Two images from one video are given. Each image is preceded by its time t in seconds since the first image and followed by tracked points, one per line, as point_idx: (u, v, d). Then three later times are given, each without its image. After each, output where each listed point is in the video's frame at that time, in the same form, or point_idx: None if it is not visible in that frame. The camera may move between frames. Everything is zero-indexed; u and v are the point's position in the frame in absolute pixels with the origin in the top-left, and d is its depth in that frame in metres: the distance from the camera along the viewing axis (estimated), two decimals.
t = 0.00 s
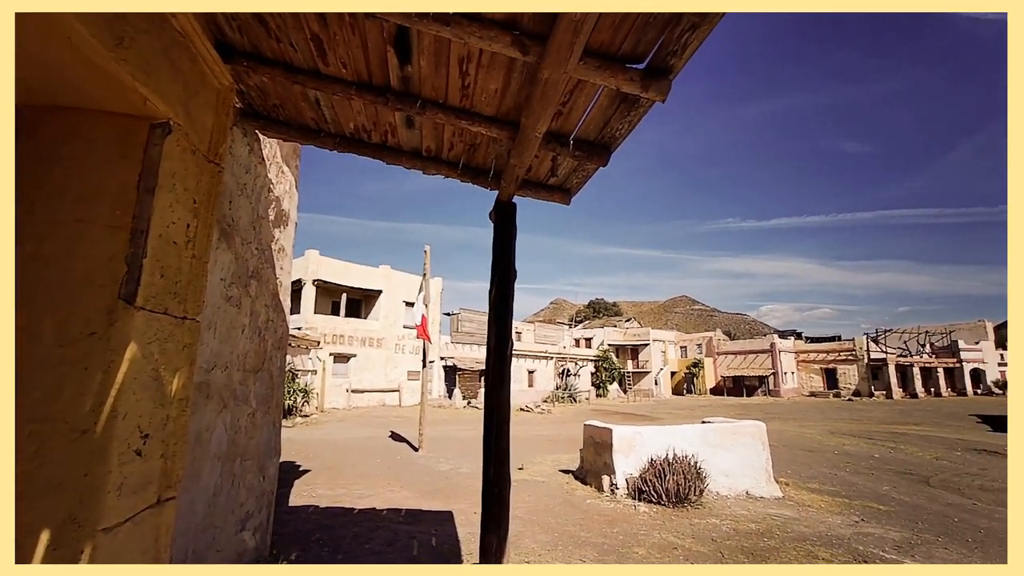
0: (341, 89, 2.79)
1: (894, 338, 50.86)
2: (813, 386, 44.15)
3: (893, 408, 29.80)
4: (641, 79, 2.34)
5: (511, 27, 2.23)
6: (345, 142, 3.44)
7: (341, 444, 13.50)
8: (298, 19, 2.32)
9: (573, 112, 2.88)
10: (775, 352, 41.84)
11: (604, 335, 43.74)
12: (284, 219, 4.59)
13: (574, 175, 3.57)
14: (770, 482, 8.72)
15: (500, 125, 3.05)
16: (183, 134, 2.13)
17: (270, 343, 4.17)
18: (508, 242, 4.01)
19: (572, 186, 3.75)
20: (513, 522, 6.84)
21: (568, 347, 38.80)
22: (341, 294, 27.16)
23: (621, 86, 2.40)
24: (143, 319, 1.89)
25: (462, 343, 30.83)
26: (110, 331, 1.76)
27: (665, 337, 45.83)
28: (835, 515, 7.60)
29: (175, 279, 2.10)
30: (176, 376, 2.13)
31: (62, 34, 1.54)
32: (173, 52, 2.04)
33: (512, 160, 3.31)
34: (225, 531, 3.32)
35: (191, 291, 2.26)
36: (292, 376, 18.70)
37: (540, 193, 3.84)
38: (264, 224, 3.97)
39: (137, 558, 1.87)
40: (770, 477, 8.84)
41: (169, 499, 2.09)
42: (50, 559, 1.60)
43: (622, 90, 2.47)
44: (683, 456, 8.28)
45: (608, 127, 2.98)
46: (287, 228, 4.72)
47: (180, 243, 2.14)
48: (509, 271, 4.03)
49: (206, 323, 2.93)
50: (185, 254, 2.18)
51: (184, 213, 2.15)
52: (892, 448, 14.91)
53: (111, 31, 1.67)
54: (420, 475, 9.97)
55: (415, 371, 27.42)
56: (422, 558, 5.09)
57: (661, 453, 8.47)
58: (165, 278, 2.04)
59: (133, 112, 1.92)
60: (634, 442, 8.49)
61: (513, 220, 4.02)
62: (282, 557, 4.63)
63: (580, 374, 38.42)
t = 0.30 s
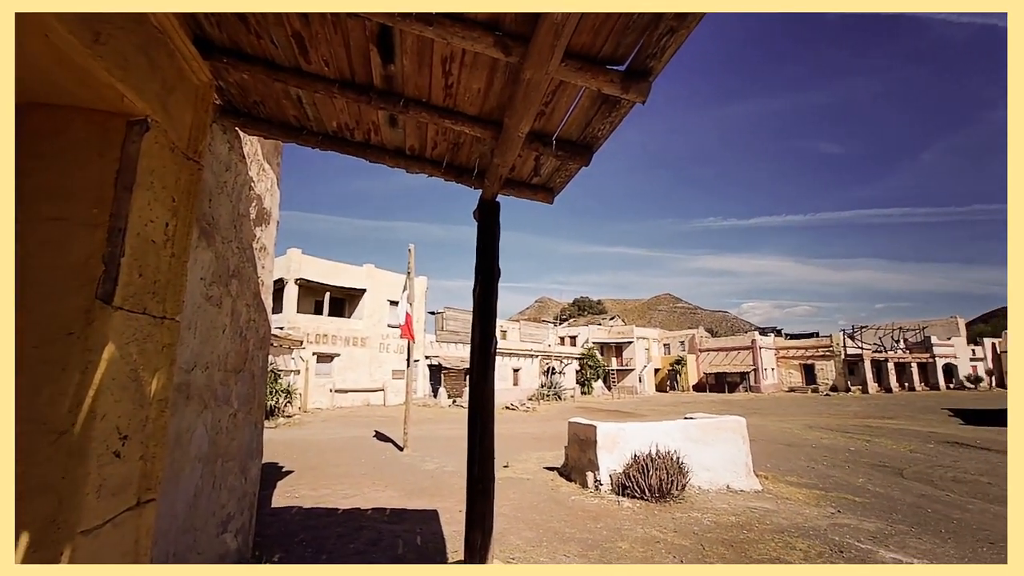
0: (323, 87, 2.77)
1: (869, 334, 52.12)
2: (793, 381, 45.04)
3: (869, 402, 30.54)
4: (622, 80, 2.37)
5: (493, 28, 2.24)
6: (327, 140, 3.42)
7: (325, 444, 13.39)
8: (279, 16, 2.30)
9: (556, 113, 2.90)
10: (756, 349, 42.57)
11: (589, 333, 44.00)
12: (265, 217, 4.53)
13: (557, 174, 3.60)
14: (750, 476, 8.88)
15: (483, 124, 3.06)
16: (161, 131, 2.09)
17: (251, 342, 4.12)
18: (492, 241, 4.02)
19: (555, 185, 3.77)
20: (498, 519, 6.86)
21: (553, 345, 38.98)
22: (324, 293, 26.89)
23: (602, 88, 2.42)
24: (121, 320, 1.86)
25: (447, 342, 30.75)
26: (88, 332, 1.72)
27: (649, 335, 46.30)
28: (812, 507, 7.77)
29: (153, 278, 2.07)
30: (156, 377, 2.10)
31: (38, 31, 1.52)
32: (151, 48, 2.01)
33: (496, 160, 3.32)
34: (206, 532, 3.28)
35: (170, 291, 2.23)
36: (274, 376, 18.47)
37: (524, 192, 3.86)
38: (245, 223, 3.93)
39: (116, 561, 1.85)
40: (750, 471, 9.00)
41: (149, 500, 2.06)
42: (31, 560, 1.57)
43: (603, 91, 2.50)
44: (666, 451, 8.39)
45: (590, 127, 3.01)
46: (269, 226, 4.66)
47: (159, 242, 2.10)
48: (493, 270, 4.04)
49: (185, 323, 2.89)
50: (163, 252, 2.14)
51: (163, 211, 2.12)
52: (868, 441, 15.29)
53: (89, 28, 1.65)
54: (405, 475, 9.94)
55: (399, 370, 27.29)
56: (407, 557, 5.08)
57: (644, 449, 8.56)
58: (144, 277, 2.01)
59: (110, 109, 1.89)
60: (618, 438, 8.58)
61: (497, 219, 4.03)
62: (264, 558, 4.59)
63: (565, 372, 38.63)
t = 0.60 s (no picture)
0: (305, 86, 2.75)
1: (846, 330, 53.35)
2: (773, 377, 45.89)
3: (846, 397, 31.26)
4: (603, 82, 2.40)
5: (476, 29, 2.25)
6: (309, 139, 3.39)
7: (309, 445, 13.25)
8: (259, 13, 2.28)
9: (538, 113, 2.92)
10: (737, 346, 43.23)
11: (574, 331, 44.22)
12: (246, 216, 4.48)
13: (540, 174, 3.62)
14: (731, 470, 9.02)
15: (466, 124, 3.07)
16: (139, 129, 2.06)
17: (233, 343, 4.08)
18: (476, 240, 4.03)
19: (538, 185, 3.79)
20: (483, 518, 6.87)
21: (539, 344, 39.10)
22: (307, 292, 26.57)
23: (584, 89, 2.45)
24: (99, 320, 1.83)
25: (432, 341, 30.63)
26: (64, 332, 1.70)
27: (633, 333, 46.72)
28: (791, 500, 7.94)
29: (131, 278, 2.04)
30: (134, 378, 2.07)
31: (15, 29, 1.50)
32: (129, 44, 1.98)
33: (479, 159, 3.33)
34: (187, 536, 3.24)
35: (148, 291, 2.19)
36: (256, 377, 18.21)
37: (508, 192, 3.88)
38: (226, 222, 3.87)
39: (97, 564, 1.82)
40: (731, 465, 9.15)
41: (128, 503, 2.03)
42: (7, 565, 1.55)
43: (584, 93, 2.53)
44: (649, 447, 8.48)
45: (572, 128, 3.04)
46: (250, 225, 4.61)
47: (137, 241, 2.07)
48: (477, 269, 4.05)
49: (164, 324, 2.85)
50: (142, 252, 2.11)
51: (141, 211, 2.09)
52: (844, 435, 15.67)
53: (65, 26, 1.62)
54: (390, 474, 9.90)
55: (384, 369, 27.11)
56: (392, 556, 5.08)
57: (628, 446, 8.65)
58: (121, 277, 1.97)
59: (86, 106, 1.86)
60: (602, 435, 8.65)
61: (481, 217, 4.04)
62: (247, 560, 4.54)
63: (550, 370, 38.78)
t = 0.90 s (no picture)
0: (285, 84, 2.72)
1: (822, 328, 54.64)
2: (751, 374, 46.76)
3: (821, 393, 32.03)
4: (583, 84, 2.43)
5: (457, 29, 2.26)
6: (289, 136, 3.35)
7: (289, 446, 13.07)
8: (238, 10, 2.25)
9: (520, 114, 2.94)
10: (717, 343, 43.93)
11: (557, 329, 44.44)
12: (225, 214, 4.40)
13: (521, 173, 3.64)
14: (710, 465, 9.18)
15: (449, 124, 3.07)
16: (114, 125, 2.03)
17: (211, 342, 4.01)
18: (458, 238, 4.04)
19: (520, 184, 3.81)
20: (465, 516, 6.88)
21: (522, 342, 39.18)
22: (287, 291, 26.18)
23: (564, 91, 2.48)
24: (72, 320, 1.80)
25: (415, 340, 30.48)
26: (36, 332, 1.66)
27: (615, 331, 47.13)
28: (767, 494, 8.12)
29: (106, 278, 2.00)
30: (109, 378, 2.04)
31: None
32: (104, 39, 1.95)
33: (461, 159, 3.33)
34: (164, 538, 3.19)
35: (124, 289, 2.15)
36: (235, 377, 17.90)
37: (490, 191, 3.89)
38: (203, 220, 3.81)
39: (74, 566, 1.79)
40: (710, 461, 9.30)
41: (104, 505, 2.00)
42: None
43: (565, 94, 2.55)
44: (630, 444, 8.59)
45: (553, 128, 3.06)
46: (229, 223, 4.54)
47: (111, 240, 2.04)
48: (459, 268, 4.06)
49: (140, 323, 2.79)
50: (117, 251, 2.08)
51: (116, 208, 2.06)
52: (819, 430, 16.06)
53: (38, 22, 1.59)
54: (372, 474, 9.84)
55: (366, 369, 26.88)
56: (374, 556, 5.07)
57: (610, 442, 8.74)
58: (95, 276, 1.94)
59: (59, 101, 1.82)
60: (584, 433, 8.72)
61: (463, 217, 4.04)
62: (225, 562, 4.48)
63: (533, 368, 38.90)
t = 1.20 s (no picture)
0: (265, 81, 2.70)
1: (799, 326, 55.84)
2: (731, 372, 47.56)
3: (797, 390, 32.75)
4: (563, 86, 2.46)
5: (439, 29, 2.26)
6: (269, 133, 3.32)
7: (269, 447, 12.89)
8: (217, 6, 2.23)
9: (502, 114, 2.96)
10: (697, 342, 44.54)
11: (540, 328, 44.57)
12: (203, 211, 4.34)
13: (504, 173, 3.66)
14: (689, 461, 9.32)
15: (431, 123, 3.07)
16: (89, 121, 1.99)
17: (188, 342, 3.95)
18: (441, 237, 4.04)
19: (503, 184, 3.83)
20: (447, 514, 6.88)
21: (505, 341, 39.22)
22: (267, 290, 25.78)
23: (545, 93, 2.50)
24: (45, 318, 1.76)
25: (398, 339, 30.29)
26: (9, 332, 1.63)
27: (598, 329, 47.45)
28: (745, 488, 8.29)
29: (79, 276, 1.96)
30: (83, 378, 2.00)
31: None
32: (80, 34, 1.91)
33: (443, 158, 3.33)
34: (140, 540, 3.13)
35: (98, 287, 2.11)
36: (212, 377, 17.57)
37: (473, 190, 3.90)
38: (180, 217, 3.74)
39: (50, 568, 1.76)
40: (690, 457, 9.45)
41: (79, 506, 1.96)
42: None
43: (546, 96, 2.58)
44: (611, 442, 8.67)
45: (535, 129, 3.09)
46: (206, 221, 4.47)
47: (85, 237, 2.00)
48: (441, 267, 4.05)
49: (114, 322, 2.74)
50: (90, 248, 2.04)
51: (90, 205, 2.02)
52: (796, 426, 16.43)
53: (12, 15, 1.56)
54: (353, 474, 9.76)
55: (348, 368, 26.61)
56: (356, 555, 5.04)
57: (591, 440, 8.82)
58: (69, 274, 1.90)
59: (31, 96, 1.79)
60: (566, 430, 8.78)
61: (445, 216, 4.05)
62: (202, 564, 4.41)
63: (517, 367, 38.97)
